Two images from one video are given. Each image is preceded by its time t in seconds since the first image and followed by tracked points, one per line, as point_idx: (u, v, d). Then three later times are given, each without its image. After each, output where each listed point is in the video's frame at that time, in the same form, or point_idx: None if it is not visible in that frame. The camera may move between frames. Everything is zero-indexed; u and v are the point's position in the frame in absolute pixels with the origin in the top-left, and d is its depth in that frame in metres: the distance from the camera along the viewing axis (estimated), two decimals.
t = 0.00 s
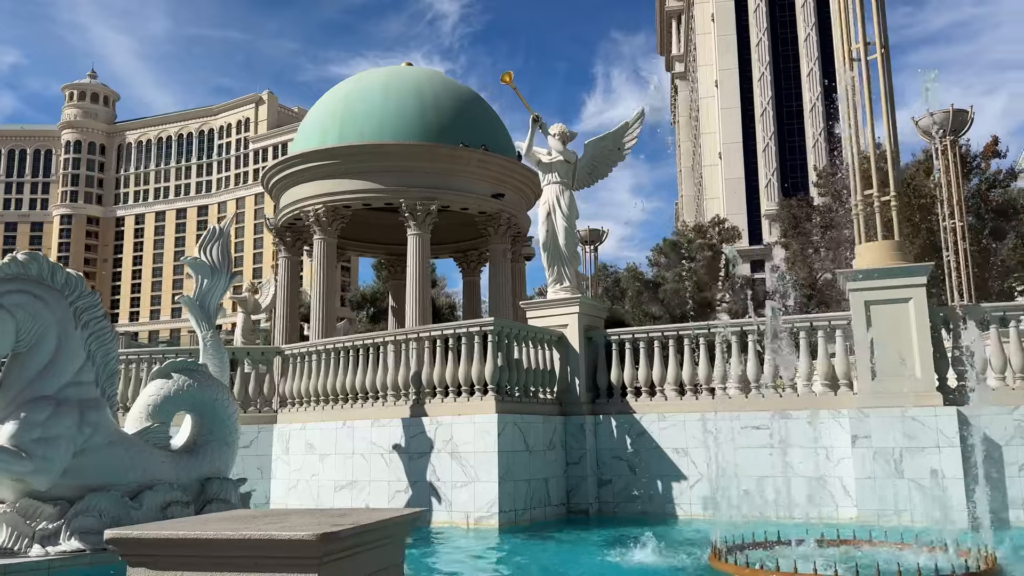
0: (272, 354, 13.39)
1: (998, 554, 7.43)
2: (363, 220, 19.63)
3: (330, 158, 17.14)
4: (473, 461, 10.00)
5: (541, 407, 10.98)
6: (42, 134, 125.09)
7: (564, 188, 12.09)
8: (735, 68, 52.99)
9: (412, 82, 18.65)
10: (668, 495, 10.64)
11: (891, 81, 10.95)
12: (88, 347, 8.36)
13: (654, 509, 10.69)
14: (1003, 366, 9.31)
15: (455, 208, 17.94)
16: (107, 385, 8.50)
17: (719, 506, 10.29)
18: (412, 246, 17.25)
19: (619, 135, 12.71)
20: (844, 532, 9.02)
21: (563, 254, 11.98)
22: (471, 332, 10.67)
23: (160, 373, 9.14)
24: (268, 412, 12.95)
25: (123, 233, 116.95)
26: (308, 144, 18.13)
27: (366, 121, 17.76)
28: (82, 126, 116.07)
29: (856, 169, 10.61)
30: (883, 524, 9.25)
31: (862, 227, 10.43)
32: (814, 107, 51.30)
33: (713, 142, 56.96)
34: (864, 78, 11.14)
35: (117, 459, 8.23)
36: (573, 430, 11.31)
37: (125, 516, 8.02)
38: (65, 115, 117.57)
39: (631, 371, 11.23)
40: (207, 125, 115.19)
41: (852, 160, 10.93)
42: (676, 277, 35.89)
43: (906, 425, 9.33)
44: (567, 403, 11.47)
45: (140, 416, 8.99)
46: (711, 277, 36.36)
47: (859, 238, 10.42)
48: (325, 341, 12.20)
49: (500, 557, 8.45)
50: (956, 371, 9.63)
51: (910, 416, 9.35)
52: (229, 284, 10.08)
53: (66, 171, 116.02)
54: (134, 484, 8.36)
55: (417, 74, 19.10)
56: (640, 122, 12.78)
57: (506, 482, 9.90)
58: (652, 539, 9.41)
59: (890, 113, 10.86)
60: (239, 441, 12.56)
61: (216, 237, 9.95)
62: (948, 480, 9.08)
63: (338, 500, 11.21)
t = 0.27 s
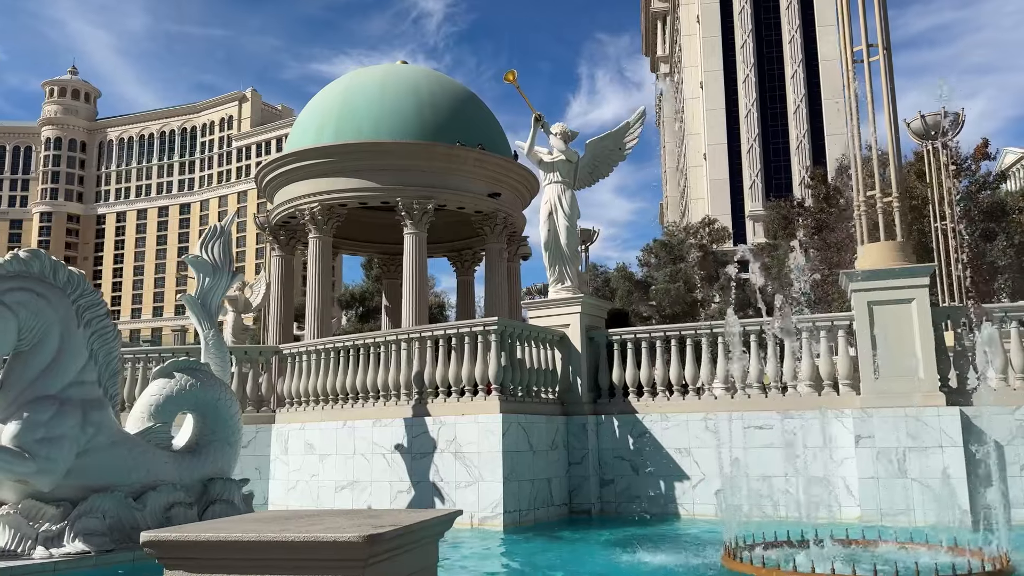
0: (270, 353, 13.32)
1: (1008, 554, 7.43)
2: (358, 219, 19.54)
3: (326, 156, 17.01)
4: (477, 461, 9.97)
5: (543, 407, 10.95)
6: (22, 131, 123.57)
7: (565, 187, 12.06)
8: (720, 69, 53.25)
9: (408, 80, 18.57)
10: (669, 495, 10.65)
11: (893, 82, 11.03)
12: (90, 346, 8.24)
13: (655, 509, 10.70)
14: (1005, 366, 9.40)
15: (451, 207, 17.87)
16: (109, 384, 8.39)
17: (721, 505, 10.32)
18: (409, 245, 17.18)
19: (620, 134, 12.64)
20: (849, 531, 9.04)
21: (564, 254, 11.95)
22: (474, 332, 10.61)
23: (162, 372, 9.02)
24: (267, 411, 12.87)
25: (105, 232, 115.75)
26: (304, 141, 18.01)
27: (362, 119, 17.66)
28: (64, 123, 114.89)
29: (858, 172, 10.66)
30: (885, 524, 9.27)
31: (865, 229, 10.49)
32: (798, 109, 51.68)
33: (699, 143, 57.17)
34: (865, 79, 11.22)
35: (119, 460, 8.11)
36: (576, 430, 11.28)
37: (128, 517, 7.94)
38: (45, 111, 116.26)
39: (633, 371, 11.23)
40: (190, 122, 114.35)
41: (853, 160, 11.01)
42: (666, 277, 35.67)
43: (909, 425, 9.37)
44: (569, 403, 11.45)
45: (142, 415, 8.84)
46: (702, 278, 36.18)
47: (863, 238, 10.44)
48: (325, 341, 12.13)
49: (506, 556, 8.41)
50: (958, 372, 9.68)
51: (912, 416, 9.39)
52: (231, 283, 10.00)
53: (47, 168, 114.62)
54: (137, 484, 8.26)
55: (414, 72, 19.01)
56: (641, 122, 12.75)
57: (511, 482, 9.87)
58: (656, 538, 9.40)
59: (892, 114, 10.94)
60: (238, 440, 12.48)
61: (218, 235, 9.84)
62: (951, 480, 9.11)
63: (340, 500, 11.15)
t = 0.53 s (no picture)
0: (271, 350, 13.27)
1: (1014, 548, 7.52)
2: (355, 217, 19.50)
3: (325, 154, 16.98)
4: (483, 458, 10.00)
5: (547, 404, 10.98)
6: (5, 127, 122.21)
7: (568, 185, 12.06)
8: (708, 69, 53.43)
9: (407, 78, 18.56)
10: (673, 491, 10.70)
11: (895, 83, 11.16)
12: (97, 342, 8.20)
13: (659, 505, 10.75)
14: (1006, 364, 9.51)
15: (450, 205, 17.88)
16: (117, 381, 8.36)
17: (723, 501, 10.38)
18: (408, 243, 17.18)
19: (622, 133, 12.65)
20: (853, 526, 9.11)
21: (567, 252, 11.95)
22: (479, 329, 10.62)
23: (169, 369, 9.00)
24: (268, 408, 12.85)
25: (90, 230, 114.69)
26: (302, 139, 17.96)
27: (360, 116, 17.63)
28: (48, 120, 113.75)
29: (861, 170, 10.73)
30: (889, 519, 9.35)
31: (867, 227, 10.56)
32: (786, 110, 51.97)
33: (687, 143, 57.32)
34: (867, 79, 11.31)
35: (127, 456, 8.08)
36: (579, 428, 11.32)
37: (137, 514, 7.92)
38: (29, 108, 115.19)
39: (636, 369, 11.27)
40: (177, 120, 113.60)
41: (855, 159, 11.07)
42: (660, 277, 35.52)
43: (912, 422, 9.46)
44: (572, 401, 11.48)
45: (148, 413, 8.80)
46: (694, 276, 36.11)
47: (866, 236, 10.50)
48: (327, 338, 12.10)
49: (515, 552, 8.43)
50: (959, 369, 9.78)
51: (914, 413, 9.49)
52: (236, 280, 9.98)
53: (31, 165, 113.43)
54: (145, 481, 8.24)
55: (412, 70, 19.01)
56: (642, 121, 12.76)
57: (517, 479, 9.90)
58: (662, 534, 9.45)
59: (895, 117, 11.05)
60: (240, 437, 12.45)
61: (224, 232, 9.81)
62: (954, 476, 9.21)
63: (343, 497, 11.16)
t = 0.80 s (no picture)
0: (281, 351, 13.27)
1: None
2: (359, 217, 19.50)
3: (331, 155, 16.98)
4: (496, 459, 10.04)
5: (559, 406, 11.01)
6: None
7: (578, 187, 12.05)
8: (704, 70, 53.48)
9: (412, 79, 18.57)
10: (685, 492, 10.74)
11: (906, 84, 11.23)
12: (115, 344, 8.20)
13: (671, 506, 10.79)
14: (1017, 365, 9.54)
15: (455, 206, 17.90)
16: (134, 382, 8.36)
17: (734, 502, 10.43)
18: (414, 244, 17.20)
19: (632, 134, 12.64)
20: (867, 527, 9.16)
21: (577, 254, 11.95)
22: (492, 331, 10.63)
23: (184, 370, 9.00)
24: (278, 409, 12.86)
25: (84, 230, 114.21)
26: (307, 140, 17.96)
27: (366, 117, 17.63)
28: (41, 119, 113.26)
29: (871, 172, 10.76)
30: (901, 520, 9.40)
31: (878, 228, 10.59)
32: (781, 110, 52.01)
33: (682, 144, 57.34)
34: (877, 81, 11.35)
35: (145, 458, 8.08)
36: (591, 429, 11.35)
37: (156, 516, 7.94)
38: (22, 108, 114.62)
39: (647, 370, 11.29)
40: (171, 120, 113.24)
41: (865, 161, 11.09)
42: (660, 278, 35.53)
43: (924, 422, 9.51)
44: (583, 402, 11.50)
45: (165, 414, 8.80)
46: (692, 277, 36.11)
47: (877, 237, 10.53)
48: (337, 340, 12.09)
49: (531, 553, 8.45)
50: (970, 370, 9.81)
51: (927, 414, 9.53)
52: (249, 282, 10.00)
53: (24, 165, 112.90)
54: (163, 483, 8.25)
55: (417, 71, 19.03)
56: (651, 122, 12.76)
57: (530, 480, 9.94)
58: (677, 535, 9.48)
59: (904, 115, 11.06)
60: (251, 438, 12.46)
61: (237, 233, 9.82)
62: (966, 477, 9.27)
63: (355, 498, 11.17)
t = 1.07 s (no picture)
0: (297, 352, 13.30)
1: None
2: (372, 218, 19.52)
3: (344, 155, 17.01)
4: (516, 459, 10.05)
5: (578, 405, 11.00)
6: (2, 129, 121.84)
7: (595, 187, 12.02)
8: (707, 70, 53.43)
9: (425, 79, 18.58)
10: (705, 492, 10.75)
11: (923, 82, 11.25)
12: (140, 344, 8.22)
13: (690, 506, 10.80)
14: None
15: (468, 206, 17.92)
16: (158, 382, 8.38)
17: (754, 502, 10.41)
18: (427, 244, 17.21)
19: (649, 134, 12.59)
20: (890, 527, 9.15)
21: (594, 253, 11.92)
22: (511, 331, 10.62)
23: (207, 371, 9.00)
24: (296, 409, 12.90)
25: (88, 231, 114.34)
26: (320, 141, 17.98)
27: (379, 117, 17.64)
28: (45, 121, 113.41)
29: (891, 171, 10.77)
30: (923, 520, 9.39)
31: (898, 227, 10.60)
32: (784, 109, 52.01)
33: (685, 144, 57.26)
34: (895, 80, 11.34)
35: (171, 459, 8.10)
36: (609, 429, 11.35)
37: (181, 516, 7.98)
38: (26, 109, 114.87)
39: (666, 370, 11.28)
40: (175, 121, 113.44)
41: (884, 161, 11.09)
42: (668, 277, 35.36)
43: (947, 422, 9.50)
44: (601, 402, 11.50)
45: (188, 414, 8.82)
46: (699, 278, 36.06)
47: (897, 236, 10.52)
48: (355, 340, 12.09)
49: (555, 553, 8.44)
50: (992, 369, 9.78)
51: (950, 413, 9.51)
52: (270, 283, 10.05)
53: (29, 166, 113.05)
54: (188, 483, 8.28)
55: (429, 71, 19.04)
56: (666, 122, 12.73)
57: (551, 480, 9.95)
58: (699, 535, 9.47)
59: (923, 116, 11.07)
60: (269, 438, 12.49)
61: (258, 234, 9.84)
62: (989, 477, 9.27)
63: (373, 498, 11.20)
